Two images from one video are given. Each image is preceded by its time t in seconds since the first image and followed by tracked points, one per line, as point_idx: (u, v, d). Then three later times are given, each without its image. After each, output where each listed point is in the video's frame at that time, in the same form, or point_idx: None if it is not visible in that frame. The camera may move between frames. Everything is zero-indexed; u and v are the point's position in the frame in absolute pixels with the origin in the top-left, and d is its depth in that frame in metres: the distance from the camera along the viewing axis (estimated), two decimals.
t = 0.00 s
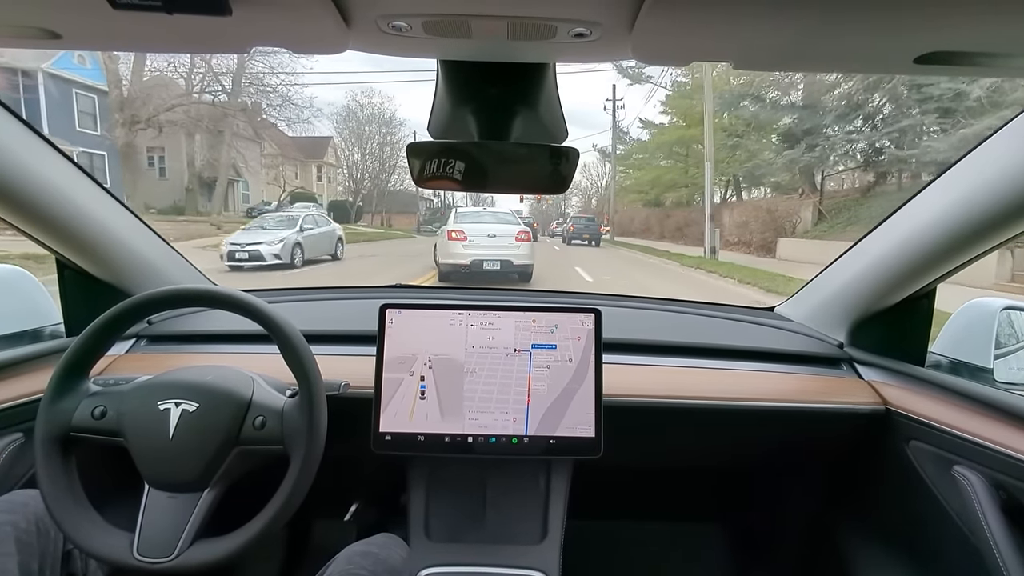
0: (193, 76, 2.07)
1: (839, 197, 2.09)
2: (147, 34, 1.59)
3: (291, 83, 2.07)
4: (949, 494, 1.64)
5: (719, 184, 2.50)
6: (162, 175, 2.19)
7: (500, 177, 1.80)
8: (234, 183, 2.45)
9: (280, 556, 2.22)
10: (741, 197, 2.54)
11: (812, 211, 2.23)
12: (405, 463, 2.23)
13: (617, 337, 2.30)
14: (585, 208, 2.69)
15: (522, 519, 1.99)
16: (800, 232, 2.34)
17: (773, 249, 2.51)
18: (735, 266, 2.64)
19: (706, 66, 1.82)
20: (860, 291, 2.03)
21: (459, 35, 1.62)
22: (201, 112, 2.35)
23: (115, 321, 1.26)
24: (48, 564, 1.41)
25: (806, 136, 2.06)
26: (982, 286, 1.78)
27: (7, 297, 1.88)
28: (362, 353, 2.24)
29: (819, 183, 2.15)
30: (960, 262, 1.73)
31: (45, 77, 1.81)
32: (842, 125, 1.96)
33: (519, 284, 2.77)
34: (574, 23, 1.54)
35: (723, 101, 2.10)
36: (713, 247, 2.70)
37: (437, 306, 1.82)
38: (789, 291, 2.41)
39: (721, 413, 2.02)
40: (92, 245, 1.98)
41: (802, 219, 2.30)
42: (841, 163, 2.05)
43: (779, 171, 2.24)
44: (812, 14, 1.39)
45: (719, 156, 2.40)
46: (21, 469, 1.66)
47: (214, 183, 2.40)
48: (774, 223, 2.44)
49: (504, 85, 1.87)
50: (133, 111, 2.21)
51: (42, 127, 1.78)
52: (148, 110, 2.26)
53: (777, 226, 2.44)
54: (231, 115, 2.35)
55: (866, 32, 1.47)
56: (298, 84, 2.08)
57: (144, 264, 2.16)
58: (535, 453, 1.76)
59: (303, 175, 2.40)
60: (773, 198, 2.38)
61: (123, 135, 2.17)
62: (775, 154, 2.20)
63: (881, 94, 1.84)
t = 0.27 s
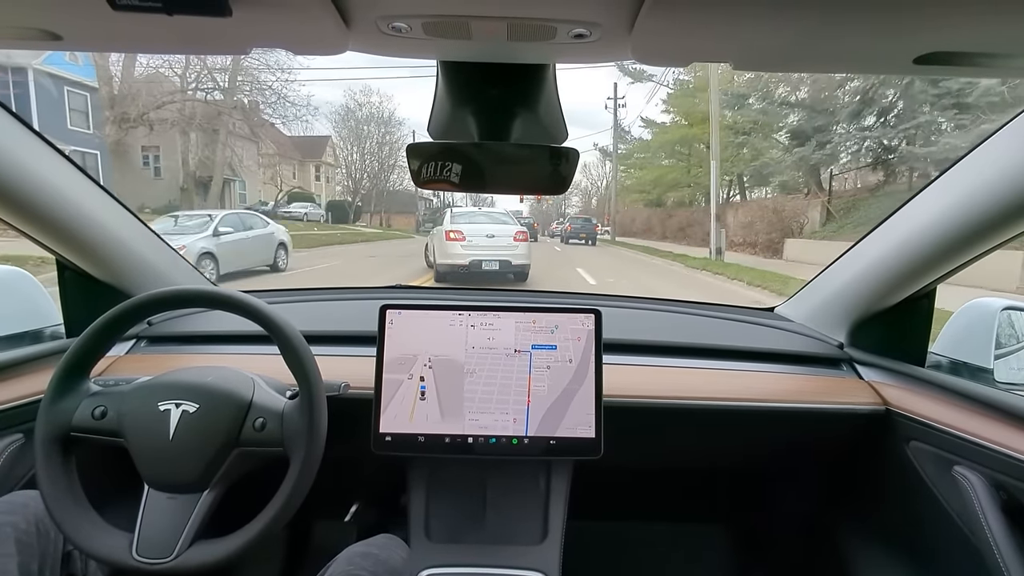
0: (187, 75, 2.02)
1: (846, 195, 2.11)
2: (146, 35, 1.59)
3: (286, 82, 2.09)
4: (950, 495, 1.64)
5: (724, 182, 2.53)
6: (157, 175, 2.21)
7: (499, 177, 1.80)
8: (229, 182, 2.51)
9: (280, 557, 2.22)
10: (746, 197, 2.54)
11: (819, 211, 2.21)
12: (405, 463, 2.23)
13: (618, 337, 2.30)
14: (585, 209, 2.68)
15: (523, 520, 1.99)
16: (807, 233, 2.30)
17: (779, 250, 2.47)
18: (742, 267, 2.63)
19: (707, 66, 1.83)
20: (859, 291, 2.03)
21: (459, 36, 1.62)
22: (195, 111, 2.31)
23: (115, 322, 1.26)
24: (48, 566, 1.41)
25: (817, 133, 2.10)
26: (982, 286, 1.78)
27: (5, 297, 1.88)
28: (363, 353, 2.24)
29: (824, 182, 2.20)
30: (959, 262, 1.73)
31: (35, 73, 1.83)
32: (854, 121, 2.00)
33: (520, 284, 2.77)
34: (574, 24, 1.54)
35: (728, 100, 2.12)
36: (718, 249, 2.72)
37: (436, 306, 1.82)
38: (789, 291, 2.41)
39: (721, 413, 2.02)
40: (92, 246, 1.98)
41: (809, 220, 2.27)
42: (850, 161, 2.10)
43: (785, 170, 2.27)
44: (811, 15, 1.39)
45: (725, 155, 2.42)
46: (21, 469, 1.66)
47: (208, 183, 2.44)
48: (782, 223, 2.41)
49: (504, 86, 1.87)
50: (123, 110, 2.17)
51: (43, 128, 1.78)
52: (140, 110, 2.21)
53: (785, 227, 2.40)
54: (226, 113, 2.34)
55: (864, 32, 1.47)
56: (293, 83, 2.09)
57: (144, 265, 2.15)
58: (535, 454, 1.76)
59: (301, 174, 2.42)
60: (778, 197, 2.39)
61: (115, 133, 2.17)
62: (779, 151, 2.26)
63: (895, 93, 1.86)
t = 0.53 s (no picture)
0: (182, 73, 1.97)
1: (858, 194, 2.07)
2: (145, 35, 1.59)
3: (284, 79, 2.05)
4: (950, 495, 1.64)
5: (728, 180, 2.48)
6: (151, 174, 2.21)
7: (501, 177, 1.80)
8: (225, 181, 2.43)
9: (280, 558, 2.22)
10: (752, 196, 2.49)
11: (829, 210, 2.19)
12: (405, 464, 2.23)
13: (618, 338, 2.30)
14: (585, 209, 2.67)
15: (523, 520, 1.98)
16: (816, 233, 2.27)
17: (786, 251, 2.43)
18: (748, 268, 2.61)
19: (707, 66, 1.82)
20: (860, 291, 2.03)
21: (459, 36, 1.62)
22: (189, 109, 2.24)
23: (116, 322, 1.26)
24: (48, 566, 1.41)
25: (827, 130, 2.03)
26: (982, 287, 1.78)
27: (5, 297, 1.89)
28: (363, 353, 2.24)
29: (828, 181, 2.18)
30: (960, 262, 1.73)
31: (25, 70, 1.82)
32: (868, 117, 1.93)
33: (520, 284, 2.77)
34: (573, 24, 1.54)
35: (734, 97, 2.06)
36: (725, 250, 2.67)
37: (437, 307, 1.82)
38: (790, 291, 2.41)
39: (722, 413, 2.02)
40: (92, 247, 1.98)
41: (817, 220, 2.25)
42: (863, 158, 2.02)
43: (792, 169, 2.25)
44: (812, 15, 1.39)
45: (731, 153, 2.37)
46: (21, 470, 1.66)
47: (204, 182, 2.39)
48: (789, 225, 2.38)
49: (505, 86, 1.87)
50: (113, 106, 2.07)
51: (42, 129, 1.78)
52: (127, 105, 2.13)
53: (791, 228, 2.37)
54: (222, 113, 2.26)
55: (863, 32, 1.47)
56: (290, 81, 2.06)
57: (144, 266, 2.15)
58: (535, 454, 1.76)
59: (298, 173, 2.42)
60: (790, 196, 2.34)
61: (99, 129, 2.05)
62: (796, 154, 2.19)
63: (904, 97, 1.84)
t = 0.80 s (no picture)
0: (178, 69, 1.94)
1: (864, 193, 2.03)
2: (144, 36, 1.59)
3: (280, 79, 2.06)
4: (951, 495, 1.64)
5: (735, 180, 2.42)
6: (147, 173, 2.16)
7: (501, 178, 1.80)
8: (221, 183, 2.37)
9: (280, 559, 2.21)
10: (757, 195, 2.44)
11: (838, 210, 2.15)
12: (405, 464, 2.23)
13: (618, 338, 2.30)
14: (585, 209, 2.66)
15: (523, 521, 1.98)
16: (824, 234, 2.23)
17: (795, 253, 2.37)
18: (754, 269, 2.56)
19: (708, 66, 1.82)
20: (860, 291, 2.03)
21: (459, 37, 1.62)
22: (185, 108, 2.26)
23: (116, 322, 1.26)
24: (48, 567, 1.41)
25: (840, 126, 2.00)
26: (982, 287, 1.78)
27: (5, 298, 1.89)
28: (363, 354, 2.24)
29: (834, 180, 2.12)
30: (959, 262, 1.73)
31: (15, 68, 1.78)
32: (882, 113, 1.92)
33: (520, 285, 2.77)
34: (572, 25, 1.54)
35: (741, 94, 2.03)
36: (730, 250, 2.64)
37: (437, 307, 1.82)
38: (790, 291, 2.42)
39: (722, 414, 2.02)
40: (92, 247, 1.98)
41: (826, 220, 2.21)
42: (873, 157, 1.99)
43: (804, 167, 2.18)
44: (812, 14, 1.39)
45: (741, 151, 2.29)
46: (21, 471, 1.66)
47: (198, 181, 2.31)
48: (796, 224, 2.34)
49: (505, 87, 1.87)
50: (103, 103, 2.03)
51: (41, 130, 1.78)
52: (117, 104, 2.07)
53: (799, 229, 2.32)
54: (218, 111, 2.28)
55: (863, 32, 1.47)
56: (287, 79, 2.05)
57: (144, 267, 2.16)
58: (535, 454, 1.76)
59: (297, 172, 2.36)
60: (800, 195, 2.28)
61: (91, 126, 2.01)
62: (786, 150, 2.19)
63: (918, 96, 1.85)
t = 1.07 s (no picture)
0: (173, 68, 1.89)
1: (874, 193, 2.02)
2: (144, 36, 1.59)
3: (276, 76, 1.98)
4: (951, 495, 1.64)
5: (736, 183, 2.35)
6: (143, 173, 2.08)
7: (501, 178, 1.80)
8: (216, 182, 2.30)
9: (280, 559, 2.21)
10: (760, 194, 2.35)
11: (848, 209, 2.10)
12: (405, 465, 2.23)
13: (618, 338, 2.30)
14: (586, 209, 2.62)
15: (524, 521, 1.98)
16: (833, 234, 2.19)
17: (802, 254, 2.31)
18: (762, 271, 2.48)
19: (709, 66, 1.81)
20: (860, 291, 2.04)
21: (458, 37, 1.62)
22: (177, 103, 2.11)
23: (116, 322, 1.26)
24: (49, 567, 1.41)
25: (850, 124, 1.94)
26: (983, 287, 1.78)
27: (6, 298, 1.89)
28: (363, 354, 2.24)
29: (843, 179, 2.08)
30: (960, 262, 1.73)
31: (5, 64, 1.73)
32: (894, 109, 1.86)
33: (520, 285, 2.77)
34: (571, 25, 1.54)
35: (747, 89, 1.98)
36: (738, 250, 2.52)
37: (437, 308, 1.82)
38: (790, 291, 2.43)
39: (722, 414, 2.02)
40: (93, 248, 1.98)
41: (835, 220, 2.17)
42: (885, 154, 1.94)
43: (811, 165, 2.11)
44: (812, 14, 1.39)
45: (746, 151, 2.24)
46: (21, 471, 1.66)
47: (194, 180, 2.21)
48: (803, 225, 2.26)
49: (505, 87, 1.87)
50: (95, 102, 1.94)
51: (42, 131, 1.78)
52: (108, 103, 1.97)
53: (806, 229, 2.25)
54: (213, 110, 2.11)
55: (862, 32, 1.47)
56: (283, 76, 1.98)
57: (145, 267, 2.16)
58: (536, 454, 1.75)
59: (294, 172, 2.32)
60: (806, 195, 2.21)
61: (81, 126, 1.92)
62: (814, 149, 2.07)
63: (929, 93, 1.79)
